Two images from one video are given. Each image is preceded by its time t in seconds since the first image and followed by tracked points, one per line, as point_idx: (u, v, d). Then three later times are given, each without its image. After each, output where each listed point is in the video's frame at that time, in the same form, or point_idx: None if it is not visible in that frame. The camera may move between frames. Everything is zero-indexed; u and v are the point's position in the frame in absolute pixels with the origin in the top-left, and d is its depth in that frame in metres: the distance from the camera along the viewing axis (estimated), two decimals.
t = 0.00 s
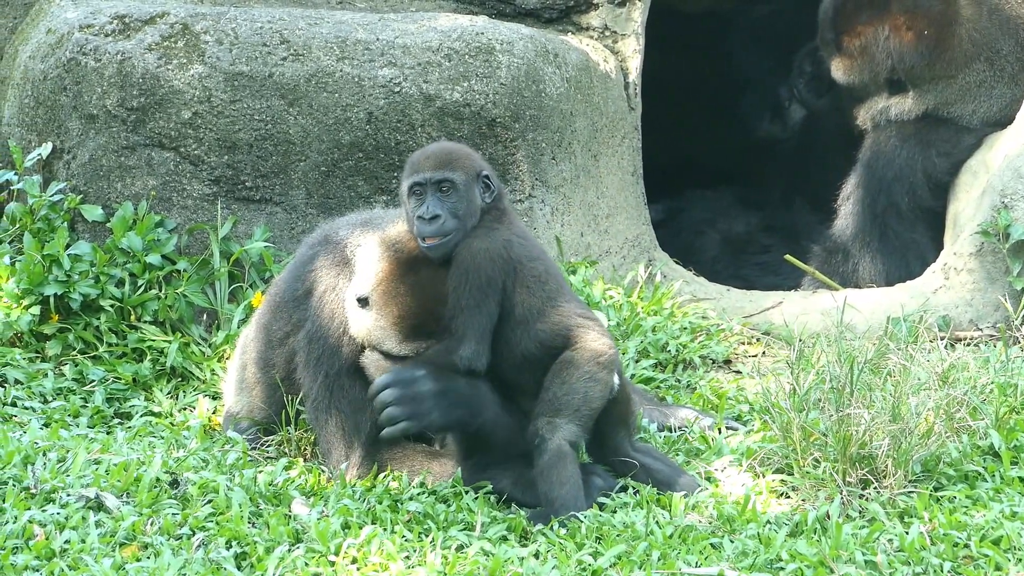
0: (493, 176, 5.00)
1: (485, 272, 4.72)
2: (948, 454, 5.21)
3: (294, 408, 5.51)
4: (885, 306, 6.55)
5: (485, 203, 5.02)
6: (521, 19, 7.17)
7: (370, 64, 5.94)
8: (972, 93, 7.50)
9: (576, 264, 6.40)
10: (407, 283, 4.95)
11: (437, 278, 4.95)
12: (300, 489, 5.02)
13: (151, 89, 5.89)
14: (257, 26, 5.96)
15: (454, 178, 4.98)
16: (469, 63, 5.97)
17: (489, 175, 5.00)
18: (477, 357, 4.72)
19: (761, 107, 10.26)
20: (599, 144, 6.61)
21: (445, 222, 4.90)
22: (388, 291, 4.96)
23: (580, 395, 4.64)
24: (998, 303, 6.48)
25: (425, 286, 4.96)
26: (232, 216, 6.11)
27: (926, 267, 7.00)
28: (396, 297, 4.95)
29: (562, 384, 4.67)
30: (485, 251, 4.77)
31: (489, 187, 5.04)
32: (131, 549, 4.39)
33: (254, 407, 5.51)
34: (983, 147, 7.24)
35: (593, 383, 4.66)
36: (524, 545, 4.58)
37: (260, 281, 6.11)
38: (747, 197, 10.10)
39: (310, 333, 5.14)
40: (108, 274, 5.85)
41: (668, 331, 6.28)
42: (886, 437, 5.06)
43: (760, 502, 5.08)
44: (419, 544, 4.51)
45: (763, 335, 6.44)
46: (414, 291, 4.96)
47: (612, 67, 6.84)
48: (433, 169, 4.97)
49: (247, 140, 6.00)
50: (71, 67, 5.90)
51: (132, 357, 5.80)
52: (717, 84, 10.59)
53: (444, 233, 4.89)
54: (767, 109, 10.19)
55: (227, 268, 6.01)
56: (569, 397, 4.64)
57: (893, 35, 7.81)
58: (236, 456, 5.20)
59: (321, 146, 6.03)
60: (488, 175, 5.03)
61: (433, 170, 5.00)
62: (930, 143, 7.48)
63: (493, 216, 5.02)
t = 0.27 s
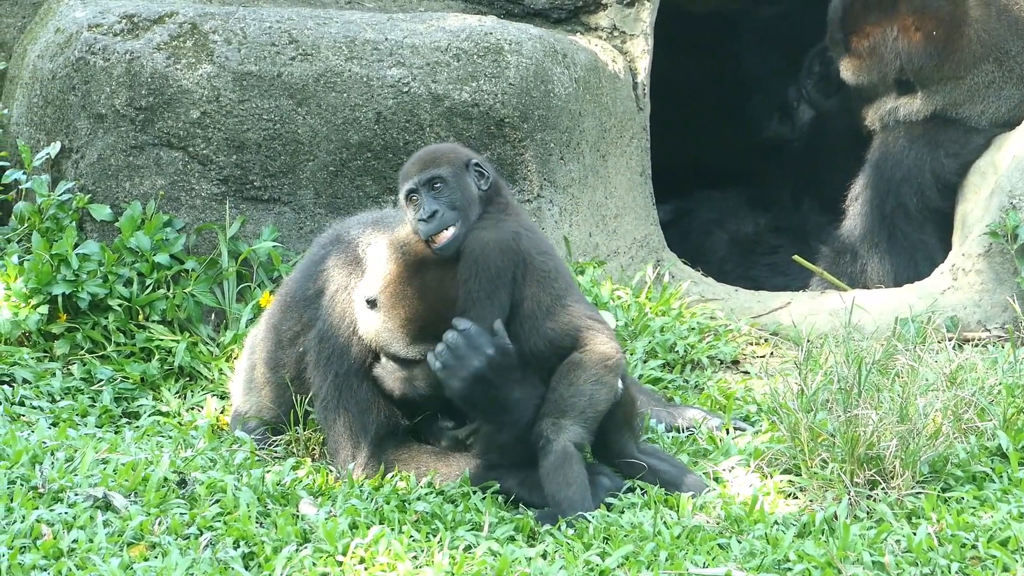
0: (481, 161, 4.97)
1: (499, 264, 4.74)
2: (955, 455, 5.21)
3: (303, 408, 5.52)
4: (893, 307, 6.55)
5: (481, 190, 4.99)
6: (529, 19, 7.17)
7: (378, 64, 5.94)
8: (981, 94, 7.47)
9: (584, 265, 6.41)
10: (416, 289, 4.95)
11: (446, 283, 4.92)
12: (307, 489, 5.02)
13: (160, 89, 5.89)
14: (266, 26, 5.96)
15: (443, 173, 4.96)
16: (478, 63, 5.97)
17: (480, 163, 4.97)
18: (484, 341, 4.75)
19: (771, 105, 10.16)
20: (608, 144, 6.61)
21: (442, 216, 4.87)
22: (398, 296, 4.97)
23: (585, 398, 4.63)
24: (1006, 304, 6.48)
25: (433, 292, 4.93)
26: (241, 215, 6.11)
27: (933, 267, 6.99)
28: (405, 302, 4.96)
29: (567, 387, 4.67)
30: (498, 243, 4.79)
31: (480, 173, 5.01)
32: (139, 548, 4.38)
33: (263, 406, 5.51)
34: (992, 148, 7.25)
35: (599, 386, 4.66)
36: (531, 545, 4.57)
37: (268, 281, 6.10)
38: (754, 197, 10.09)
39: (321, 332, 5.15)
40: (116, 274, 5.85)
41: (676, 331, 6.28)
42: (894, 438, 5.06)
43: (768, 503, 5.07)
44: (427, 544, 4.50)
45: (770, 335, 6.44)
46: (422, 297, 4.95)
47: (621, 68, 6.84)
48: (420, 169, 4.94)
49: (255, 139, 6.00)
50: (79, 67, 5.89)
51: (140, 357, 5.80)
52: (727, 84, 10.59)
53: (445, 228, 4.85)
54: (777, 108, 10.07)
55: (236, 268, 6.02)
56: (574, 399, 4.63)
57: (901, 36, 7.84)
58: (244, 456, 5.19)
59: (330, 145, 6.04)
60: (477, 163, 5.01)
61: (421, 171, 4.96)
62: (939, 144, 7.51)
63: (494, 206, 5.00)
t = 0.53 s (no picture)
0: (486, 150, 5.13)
1: (530, 250, 4.84)
2: (962, 455, 5.21)
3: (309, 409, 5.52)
4: (899, 307, 6.54)
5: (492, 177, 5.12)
6: (536, 19, 7.17)
7: (384, 64, 5.94)
8: (989, 94, 7.47)
9: (591, 265, 6.41)
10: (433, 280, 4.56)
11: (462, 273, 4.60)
12: (313, 489, 5.02)
13: (166, 89, 5.90)
14: (272, 26, 5.96)
15: (450, 169, 5.10)
16: (484, 63, 5.97)
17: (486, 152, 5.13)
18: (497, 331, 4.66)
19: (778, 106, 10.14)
20: (614, 144, 6.61)
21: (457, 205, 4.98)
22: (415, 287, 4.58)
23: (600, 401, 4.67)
24: (1013, 304, 6.48)
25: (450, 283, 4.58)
26: (247, 215, 6.12)
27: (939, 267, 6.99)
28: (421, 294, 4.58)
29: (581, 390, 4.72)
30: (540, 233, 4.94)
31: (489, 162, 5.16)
32: (145, 548, 4.37)
33: (271, 405, 5.52)
34: (998, 148, 7.26)
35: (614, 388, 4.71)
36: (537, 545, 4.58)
37: (274, 280, 6.11)
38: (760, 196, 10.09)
39: (331, 331, 5.17)
40: (122, 273, 5.86)
41: (683, 331, 6.29)
42: (900, 438, 5.06)
43: (774, 503, 5.07)
44: (433, 543, 4.50)
45: (777, 335, 6.44)
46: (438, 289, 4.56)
47: (627, 68, 6.84)
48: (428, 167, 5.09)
49: (261, 139, 6.01)
50: (86, 67, 5.89)
51: (146, 356, 5.80)
52: (731, 83, 10.59)
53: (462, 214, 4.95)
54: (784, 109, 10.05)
55: (242, 267, 6.02)
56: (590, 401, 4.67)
57: (911, 36, 7.85)
58: (250, 456, 5.19)
59: (336, 146, 6.04)
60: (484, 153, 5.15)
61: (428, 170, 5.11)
62: (944, 144, 7.51)
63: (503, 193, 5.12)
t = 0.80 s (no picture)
0: (527, 154, 5.32)
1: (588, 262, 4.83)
2: (969, 455, 5.21)
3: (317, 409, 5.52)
4: (907, 307, 6.53)
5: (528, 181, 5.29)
6: (543, 19, 7.18)
7: (392, 64, 5.95)
8: (1001, 94, 7.44)
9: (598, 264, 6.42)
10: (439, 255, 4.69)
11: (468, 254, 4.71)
12: (321, 488, 5.02)
13: (173, 89, 5.89)
14: (280, 26, 5.96)
15: (490, 167, 5.31)
16: (492, 63, 5.97)
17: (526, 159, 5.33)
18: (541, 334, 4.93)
19: (784, 105, 10.06)
20: (621, 144, 6.61)
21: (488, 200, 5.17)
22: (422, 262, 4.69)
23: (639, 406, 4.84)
24: (1020, 304, 6.48)
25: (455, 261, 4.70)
26: (255, 215, 6.12)
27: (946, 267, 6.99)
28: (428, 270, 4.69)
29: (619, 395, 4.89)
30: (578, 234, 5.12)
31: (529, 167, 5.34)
32: (152, 548, 4.36)
33: (280, 404, 5.53)
34: (1005, 148, 7.27)
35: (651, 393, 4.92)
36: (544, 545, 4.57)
37: (282, 280, 6.11)
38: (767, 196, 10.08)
39: (342, 330, 5.19)
40: (130, 273, 5.86)
41: (690, 331, 6.30)
42: (907, 439, 5.06)
43: (781, 503, 5.06)
44: (440, 543, 4.49)
45: (784, 335, 6.45)
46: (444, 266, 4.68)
47: (635, 68, 6.84)
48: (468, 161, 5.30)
49: (269, 139, 6.01)
50: (94, 66, 5.89)
51: (154, 356, 5.80)
52: (736, 83, 10.60)
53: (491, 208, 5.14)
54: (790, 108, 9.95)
55: (249, 267, 6.03)
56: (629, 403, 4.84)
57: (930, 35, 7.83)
58: (258, 455, 5.19)
59: (344, 146, 6.04)
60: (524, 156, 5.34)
61: (468, 164, 5.33)
62: (953, 146, 7.57)
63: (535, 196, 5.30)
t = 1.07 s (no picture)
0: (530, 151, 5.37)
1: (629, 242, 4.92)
2: (977, 456, 5.21)
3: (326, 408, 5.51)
4: (916, 308, 6.54)
5: (532, 175, 5.32)
6: (552, 20, 7.15)
7: (401, 64, 5.94)
8: (1016, 95, 7.49)
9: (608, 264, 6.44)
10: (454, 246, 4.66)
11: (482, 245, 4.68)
12: (329, 488, 5.01)
13: (183, 88, 5.89)
14: (289, 25, 5.96)
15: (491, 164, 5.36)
16: (501, 63, 5.97)
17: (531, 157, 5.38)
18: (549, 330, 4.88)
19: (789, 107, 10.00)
20: (631, 144, 6.62)
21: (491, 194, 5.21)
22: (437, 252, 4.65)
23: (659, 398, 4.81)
24: None
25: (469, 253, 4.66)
26: (264, 214, 6.13)
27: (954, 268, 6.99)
28: (442, 260, 4.66)
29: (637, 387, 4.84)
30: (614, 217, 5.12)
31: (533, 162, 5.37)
32: (160, 547, 4.35)
33: (289, 403, 5.53)
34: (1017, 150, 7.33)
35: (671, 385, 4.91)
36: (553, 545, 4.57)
37: (291, 280, 6.14)
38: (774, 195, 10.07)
39: (351, 330, 5.16)
40: (139, 272, 5.86)
41: (698, 331, 6.32)
42: (916, 439, 5.05)
43: (789, 504, 5.05)
44: (449, 543, 4.48)
45: (793, 335, 6.45)
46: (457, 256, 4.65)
47: (644, 68, 6.86)
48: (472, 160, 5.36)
49: (278, 139, 6.01)
50: (103, 66, 5.90)
51: (162, 355, 5.80)
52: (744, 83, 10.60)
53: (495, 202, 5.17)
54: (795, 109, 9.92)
55: (258, 267, 6.04)
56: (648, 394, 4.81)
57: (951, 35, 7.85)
58: (266, 455, 5.18)
59: (353, 145, 6.04)
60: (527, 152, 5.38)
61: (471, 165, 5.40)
62: (965, 147, 7.62)
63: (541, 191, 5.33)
